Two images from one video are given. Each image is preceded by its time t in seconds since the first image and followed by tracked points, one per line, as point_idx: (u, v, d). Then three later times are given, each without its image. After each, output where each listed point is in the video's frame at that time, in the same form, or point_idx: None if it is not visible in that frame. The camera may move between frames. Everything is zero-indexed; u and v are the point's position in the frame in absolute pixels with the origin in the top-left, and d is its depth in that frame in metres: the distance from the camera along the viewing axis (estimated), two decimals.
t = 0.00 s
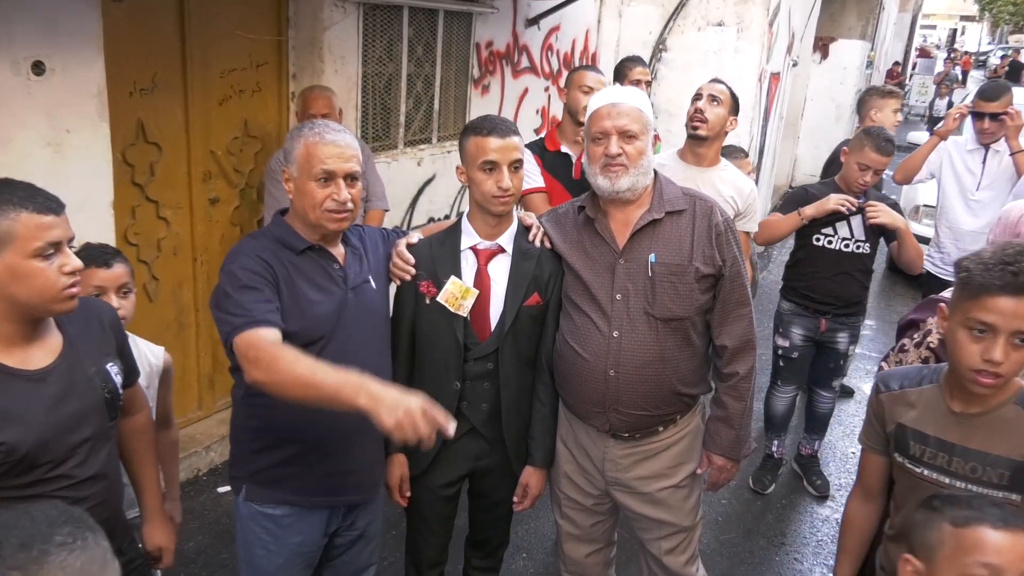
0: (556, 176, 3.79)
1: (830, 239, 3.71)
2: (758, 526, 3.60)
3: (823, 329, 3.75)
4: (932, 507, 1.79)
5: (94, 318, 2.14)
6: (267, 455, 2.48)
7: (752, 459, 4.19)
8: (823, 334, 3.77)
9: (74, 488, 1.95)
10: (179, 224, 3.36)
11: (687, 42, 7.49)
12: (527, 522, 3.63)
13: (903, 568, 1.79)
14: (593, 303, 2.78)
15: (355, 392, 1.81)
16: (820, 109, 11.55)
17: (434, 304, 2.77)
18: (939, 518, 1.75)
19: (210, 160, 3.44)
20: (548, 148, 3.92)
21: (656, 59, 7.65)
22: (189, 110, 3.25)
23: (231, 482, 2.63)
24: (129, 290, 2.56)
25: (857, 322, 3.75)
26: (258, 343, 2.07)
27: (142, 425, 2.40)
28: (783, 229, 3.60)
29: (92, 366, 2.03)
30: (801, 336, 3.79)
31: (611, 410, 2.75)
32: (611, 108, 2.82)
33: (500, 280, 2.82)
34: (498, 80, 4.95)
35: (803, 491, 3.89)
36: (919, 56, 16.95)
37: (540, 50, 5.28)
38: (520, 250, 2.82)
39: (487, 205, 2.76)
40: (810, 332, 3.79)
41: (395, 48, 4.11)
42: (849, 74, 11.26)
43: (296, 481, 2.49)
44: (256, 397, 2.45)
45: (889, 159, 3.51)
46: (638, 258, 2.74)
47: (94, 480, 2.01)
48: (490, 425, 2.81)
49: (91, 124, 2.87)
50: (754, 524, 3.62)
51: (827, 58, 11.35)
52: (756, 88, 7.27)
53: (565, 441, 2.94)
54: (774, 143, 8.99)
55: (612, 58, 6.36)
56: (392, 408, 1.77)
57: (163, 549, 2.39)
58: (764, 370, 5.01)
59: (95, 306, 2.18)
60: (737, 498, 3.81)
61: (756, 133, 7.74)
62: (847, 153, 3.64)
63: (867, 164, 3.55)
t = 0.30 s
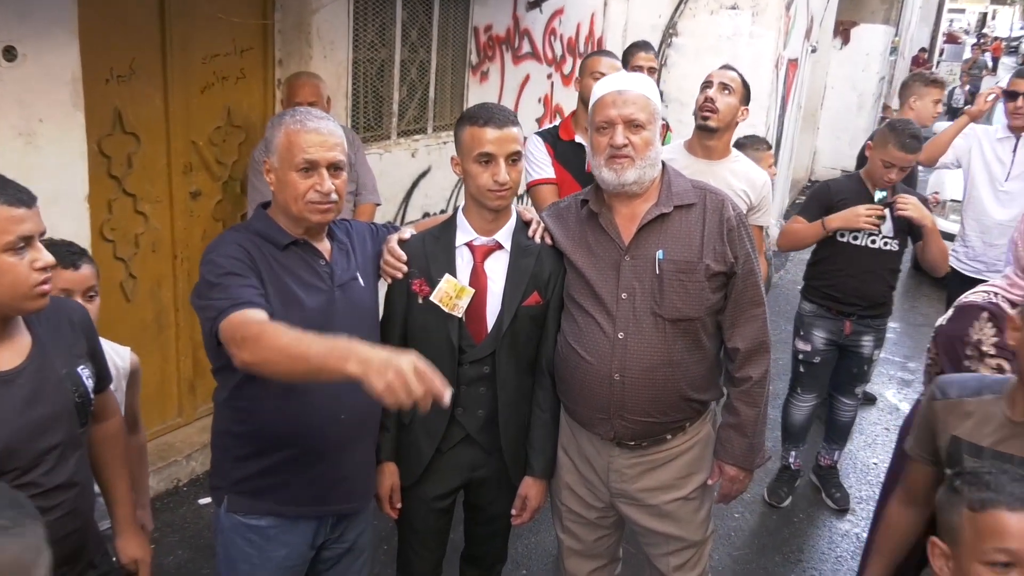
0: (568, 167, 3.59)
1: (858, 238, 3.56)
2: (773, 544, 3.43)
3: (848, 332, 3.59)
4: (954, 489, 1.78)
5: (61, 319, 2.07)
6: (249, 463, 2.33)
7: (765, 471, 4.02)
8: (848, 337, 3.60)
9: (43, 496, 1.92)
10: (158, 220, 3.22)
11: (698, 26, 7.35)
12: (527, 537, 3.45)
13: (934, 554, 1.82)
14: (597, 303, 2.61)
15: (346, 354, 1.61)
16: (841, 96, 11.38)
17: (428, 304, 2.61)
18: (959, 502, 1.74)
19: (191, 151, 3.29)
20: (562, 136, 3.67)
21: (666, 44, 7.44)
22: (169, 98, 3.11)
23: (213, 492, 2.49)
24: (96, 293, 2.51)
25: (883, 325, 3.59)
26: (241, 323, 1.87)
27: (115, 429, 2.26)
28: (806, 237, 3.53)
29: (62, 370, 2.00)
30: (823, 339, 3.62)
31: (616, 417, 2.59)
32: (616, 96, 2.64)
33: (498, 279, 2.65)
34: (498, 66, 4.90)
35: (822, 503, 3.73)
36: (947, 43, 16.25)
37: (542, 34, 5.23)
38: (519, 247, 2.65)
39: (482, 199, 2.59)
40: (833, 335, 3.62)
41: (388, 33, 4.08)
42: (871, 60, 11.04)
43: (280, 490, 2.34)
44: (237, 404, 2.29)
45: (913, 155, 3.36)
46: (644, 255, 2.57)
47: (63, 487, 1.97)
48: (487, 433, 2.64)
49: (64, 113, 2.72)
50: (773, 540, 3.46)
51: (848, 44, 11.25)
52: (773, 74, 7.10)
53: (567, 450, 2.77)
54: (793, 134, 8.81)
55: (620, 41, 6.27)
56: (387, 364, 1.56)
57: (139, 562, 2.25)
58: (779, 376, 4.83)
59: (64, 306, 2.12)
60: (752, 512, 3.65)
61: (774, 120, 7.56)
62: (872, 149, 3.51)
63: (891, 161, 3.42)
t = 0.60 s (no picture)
0: (556, 164, 3.43)
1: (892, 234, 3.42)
2: (795, 563, 3.31)
3: (882, 336, 3.46)
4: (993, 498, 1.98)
5: (31, 313, 1.93)
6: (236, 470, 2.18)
7: (780, 482, 3.88)
8: (883, 342, 3.48)
9: (11, 506, 1.79)
10: (139, 214, 3.13)
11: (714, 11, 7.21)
12: (530, 552, 3.29)
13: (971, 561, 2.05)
14: (602, 301, 2.46)
15: (256, 504, 1.77)
16: (868, 85, 11.18)
17: (424, 302, 2.46)
18: (999, 512, 1.96)
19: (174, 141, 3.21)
20: (547, 130, 3.52)
21: (682, 27, 7.39)
22: (149, 83, 3.02)
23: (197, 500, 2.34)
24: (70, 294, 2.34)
25: (917, 329, 3.48)
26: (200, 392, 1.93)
27: (87, 424, 2.12)
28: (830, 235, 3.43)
29: (31, 370, 1.86)
30: (856, 344, 3.47)
31: (622, 422, 2.45)
32: (620, 85, 2.48)
33: (499, 277, 2.49)
34: (501, 50, 4.78)
35: (845, 516, 3.62)
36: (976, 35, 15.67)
37: (549, 17, 5.12)
38: (521, 243, 2.50)
39: (475, 193, 2.44)
40: (866, 339, 3.48)
41: (384, 17, 3.98)
42: (902, 45, 10.87)
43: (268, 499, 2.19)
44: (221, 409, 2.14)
45: (946, 154, 3.21)
46: (653, 251, 2.42)
47: (31, 497, 1.84)
48: (485, 439, 2.49)
49: (40, 100, 2.60)
50: (792, 560, 3.33)
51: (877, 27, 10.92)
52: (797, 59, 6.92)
53: (571, 457, 2.62)
54: (818, 124, 8.63)
55: (629, 29, 6.20)
56: (282, 526, 1.76)
57: (120, 552, 2.14)
58: (796, 383, 4.72)
59: (36, 301, 1.97)
60: (770, 527, 3.53)
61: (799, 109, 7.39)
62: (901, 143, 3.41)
63: (923, 159, 3.27)
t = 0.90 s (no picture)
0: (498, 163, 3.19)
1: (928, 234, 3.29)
2: (822, 571, 3.18)
3: (916, 341, 3.35)
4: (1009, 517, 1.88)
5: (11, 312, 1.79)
6: (226, 480, 2.04)
7: (801, 493, 3.75)
8: (916, 346, 3.37)
9: None
10: (121, 210, 2.99)
11: None
12: (537, 568, 3.14)
13: None
14: (611, 300, 2.32)
15: (178, 534, 1.92)
16: (897, 67, 10.70)
17: (423, 302, 2.32)
18: None
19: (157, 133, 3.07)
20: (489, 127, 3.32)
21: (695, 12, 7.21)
22: (130, 71, 2.89)
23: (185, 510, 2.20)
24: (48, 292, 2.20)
25: (947, 329, 3.40)
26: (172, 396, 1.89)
27: (63, 428, 1.99)
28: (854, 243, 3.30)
29: (7, 372, 1.71)
30: (891, 353, 3.36)
31: (632, 428, 2.31)
32: (628, 73, 2.34)
33: (502, 276, 2.35)
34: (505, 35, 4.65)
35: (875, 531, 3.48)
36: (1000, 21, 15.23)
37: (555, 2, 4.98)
38: (526, 239, 2.35)
39: (475, 187, 2.31)
40: (900, 346, 3.36)
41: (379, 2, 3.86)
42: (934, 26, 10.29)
43: (259, 511, 2.05)
44: (208, 415, 2.00)
45: (981, 132, 3.16)
46: (665, 247, 2.29)
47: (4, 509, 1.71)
48: (489, 447, 2.36)
49: (15, 89, 2.45)
50: (818, 575, 3.22)
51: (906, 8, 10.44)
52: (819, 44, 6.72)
53: (579, 465, 2.49)
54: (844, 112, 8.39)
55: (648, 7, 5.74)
56: (196, 556, 1.94)
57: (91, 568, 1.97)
58: (818, 390, 4.59)
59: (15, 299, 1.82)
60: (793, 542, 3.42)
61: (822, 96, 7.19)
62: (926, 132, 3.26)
63: (959, 144, 3.18)
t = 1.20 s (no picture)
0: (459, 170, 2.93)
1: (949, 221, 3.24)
2: None
3: (930, 340, 3.31)
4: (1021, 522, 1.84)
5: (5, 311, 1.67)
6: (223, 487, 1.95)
7: (822, 500, 3.68)
8: (930, 346, 3.33)
9: None
10: (113, 210, 2.90)
11: None
12: None
13: None
14: (624, 301, 2.24)
15: (210, 544, 1.68)
16: (916, 56, 10.12)
17: (428, 304, 2.23)
18: None
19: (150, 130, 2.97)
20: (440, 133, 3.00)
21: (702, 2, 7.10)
22: (121, 65, 2.80)
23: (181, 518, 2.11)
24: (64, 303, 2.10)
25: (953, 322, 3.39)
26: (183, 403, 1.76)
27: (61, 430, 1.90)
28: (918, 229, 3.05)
29: (2, 376, 1.58)
30: (905, 360, 3.30)
31: (648, 433, 2.23)
32: (640, 66, 2.25)
33: (510, 276, 2.27)
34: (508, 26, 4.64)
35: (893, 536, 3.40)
36: None
37: None
38: (535, 237, 2.27)
39: (485, 182, 2.22)
40: (916, 349, 3.31)
41: None
42: (953, 14, 9.83)
43: (258, 518, 1.96)
44: (205, 419, 1.91)
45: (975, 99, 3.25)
46: (680, 245, 2.21)
47: None
48: (498, 453, 2.27)
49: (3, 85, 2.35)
50: None
51: None
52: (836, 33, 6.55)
53: (591, 471, 2.41)
54: (859, 103, 8.21)
55: None
56: (232, 566, 1.68)
57: None
58: (838, 392, 4.53)
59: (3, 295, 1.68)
60: (811, 549, 3.34)
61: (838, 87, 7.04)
62: (941, 120, 3.19)
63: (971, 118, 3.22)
